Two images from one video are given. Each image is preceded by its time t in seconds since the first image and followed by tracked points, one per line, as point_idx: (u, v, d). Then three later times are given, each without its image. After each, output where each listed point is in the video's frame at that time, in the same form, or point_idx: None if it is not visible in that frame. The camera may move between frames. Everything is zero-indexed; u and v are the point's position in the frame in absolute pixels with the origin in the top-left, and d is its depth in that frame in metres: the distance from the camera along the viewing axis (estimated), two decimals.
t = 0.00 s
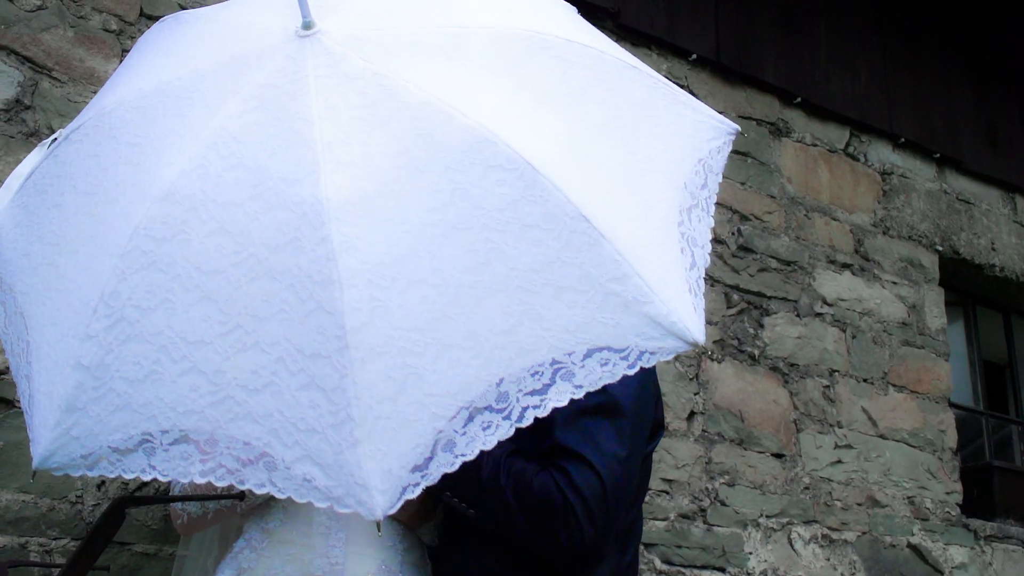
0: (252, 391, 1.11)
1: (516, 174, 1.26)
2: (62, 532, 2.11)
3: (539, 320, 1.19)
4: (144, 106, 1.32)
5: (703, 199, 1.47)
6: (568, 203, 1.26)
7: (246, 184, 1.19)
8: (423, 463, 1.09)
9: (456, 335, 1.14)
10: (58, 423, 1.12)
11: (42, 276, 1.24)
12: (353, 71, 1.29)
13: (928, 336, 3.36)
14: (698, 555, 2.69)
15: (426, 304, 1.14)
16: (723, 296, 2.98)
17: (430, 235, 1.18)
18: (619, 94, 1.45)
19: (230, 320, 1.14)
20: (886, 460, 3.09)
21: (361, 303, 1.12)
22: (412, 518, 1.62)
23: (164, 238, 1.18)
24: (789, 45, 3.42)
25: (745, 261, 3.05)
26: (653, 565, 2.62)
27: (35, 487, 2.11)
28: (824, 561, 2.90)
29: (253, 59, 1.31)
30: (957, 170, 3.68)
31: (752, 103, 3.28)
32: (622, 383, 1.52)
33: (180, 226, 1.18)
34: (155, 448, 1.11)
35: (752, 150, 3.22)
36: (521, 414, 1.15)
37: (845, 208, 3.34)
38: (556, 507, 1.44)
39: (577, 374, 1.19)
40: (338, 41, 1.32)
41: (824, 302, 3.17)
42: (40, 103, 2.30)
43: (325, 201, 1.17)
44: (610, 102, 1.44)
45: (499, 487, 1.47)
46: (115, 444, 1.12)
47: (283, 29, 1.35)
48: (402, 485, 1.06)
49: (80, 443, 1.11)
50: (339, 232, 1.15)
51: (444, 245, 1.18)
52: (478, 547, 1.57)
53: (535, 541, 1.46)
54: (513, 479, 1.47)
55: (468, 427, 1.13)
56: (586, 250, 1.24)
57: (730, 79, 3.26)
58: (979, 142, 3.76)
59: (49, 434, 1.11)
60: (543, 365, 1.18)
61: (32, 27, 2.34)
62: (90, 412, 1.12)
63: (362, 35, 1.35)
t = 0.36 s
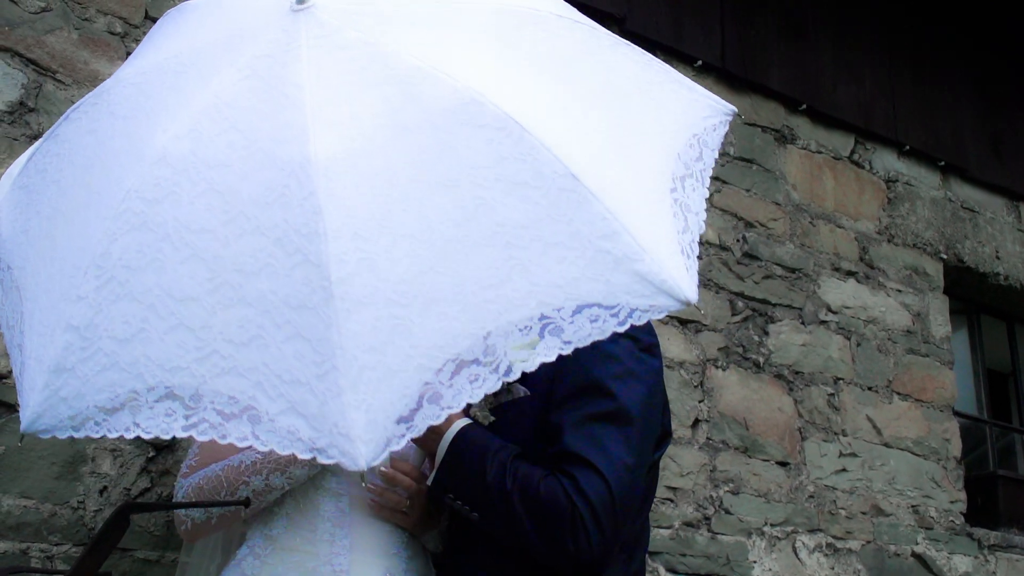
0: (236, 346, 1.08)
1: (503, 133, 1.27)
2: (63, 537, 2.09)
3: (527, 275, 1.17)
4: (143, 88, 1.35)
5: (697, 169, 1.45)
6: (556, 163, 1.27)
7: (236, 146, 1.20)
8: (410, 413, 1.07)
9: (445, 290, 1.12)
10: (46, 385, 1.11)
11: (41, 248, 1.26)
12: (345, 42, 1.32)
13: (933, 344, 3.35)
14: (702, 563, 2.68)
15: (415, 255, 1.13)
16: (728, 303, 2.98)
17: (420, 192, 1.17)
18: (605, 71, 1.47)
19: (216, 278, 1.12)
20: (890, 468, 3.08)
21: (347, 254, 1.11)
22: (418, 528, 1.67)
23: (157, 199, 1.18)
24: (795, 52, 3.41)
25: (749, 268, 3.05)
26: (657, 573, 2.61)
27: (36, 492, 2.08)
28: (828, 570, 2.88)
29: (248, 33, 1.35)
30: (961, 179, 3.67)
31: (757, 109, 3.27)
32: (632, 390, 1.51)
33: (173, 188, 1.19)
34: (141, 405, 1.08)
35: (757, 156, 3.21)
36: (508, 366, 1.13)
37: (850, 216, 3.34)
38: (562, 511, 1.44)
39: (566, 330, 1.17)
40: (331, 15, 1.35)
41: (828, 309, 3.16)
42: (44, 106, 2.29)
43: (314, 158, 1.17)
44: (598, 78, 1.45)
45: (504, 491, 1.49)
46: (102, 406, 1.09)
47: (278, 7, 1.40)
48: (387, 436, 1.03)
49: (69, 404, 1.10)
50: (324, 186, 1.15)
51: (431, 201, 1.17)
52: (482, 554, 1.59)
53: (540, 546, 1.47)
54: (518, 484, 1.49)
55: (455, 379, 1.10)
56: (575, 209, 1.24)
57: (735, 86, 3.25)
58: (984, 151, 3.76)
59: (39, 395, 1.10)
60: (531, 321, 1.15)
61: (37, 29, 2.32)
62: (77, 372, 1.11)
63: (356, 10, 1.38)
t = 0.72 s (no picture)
0: (223, 300, 1.10)
1: (493, 93, 1.30)
2: (66, 543, 2.08)
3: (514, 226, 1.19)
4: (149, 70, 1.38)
5: (694, 142, 1.48)
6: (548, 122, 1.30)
7: (230, 111, 1.25)
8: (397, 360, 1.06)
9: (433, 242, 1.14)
10: (40, 346, 1.13)
11: (42, 225, 1.30)
12: (339, 13, 1.36)
13: (938, 351, 3.34)
14: (708, 571, 2.66)
15: (402, 212, 1.15)
16: (732, 309, 2.97)
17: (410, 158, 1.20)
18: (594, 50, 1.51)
19: (208, 237, 1.15)
20: (895, 476, 3.07)
21: (336, 205, 1.13)
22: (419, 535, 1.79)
23: (151, 163, 1.23)
24: (800, 57, 3.41)
25: (754, 274, 3.04)
26: None
27: (39, 498, 2.07)
28: None
29: (244, 12, 1.40)
30: (965, 185, 3.66)
31: (762, 115, 3.26)
32: (641, 397, 1.57)
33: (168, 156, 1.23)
34: (131, 363, 1.10)
35: (762, 162, 3.20)
36: (498, 319, 1.13)
37: (855, 222, 3.33)
38: (568, 515, 1.49)
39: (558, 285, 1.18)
40: None
41: (833, 316, 3.15)
42: (48, 109, 2.28)
43: (305, 117, 1.20)
44: (587, 56, 1.49)
45: (511, 495, 1.54)
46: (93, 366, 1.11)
47: None
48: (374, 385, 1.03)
49: (61, 365, 1.12)
50: (314, 142, 1.18)
51: (421, 158, 1.20)
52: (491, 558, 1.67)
53: (545, 550, 1.51)
54: (525, 487, 1.54)
55: (443, 330, 1.10)
56: (566, 166, 1.27)
57: (740, 91, 3.24)
58: (988, 158, 3.75)
59: (32, 358, 1.12)
60: (521, 274, 1.16)
61: (40, 32, 2.31)
62: (69, 333, 1.14)
63: None
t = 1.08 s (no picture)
0: (217, 258, 1.19)
1: (487, 62, 1.42)
2: (69, 551, 2.06)
3: (503, 187, 1.28)
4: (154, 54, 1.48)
5: (689, 120, 1.58)
6: (540, 91, 1.41)
7: (229, 81, 1.34)
8: (386, 313, 1.14)
9: (426, 198, 1.23)
10: (36, 308, 1.21)
11: (42, 203, 1.38)
12: None
13: (942, 357, 3.33)
14: None
15: (394, 170, 1.25)
16: (737, 314, 2.97)
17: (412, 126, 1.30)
18: (578, 29, 1.61)
19: (203, 199, 1.24)
20: (900, 482, 3.06)
21: (329, 163, 1.23)
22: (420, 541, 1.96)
23: (150, 133, 1.32)
24: (804, 62, 3.40)
25: (758, 280, 3.04)
26: None
27: (41, 506, 2.06)
28: None
29: None
30: (969, 191, 3.66)
31: (766, 120, 3.26)
32: (647, 403, 1.60)
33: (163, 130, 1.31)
34: (125, 322, 1.18)
35: (766, 167, 3.19)
36: (489, 275, 1.21)
37: (859, 227, 3.32)
38: (575, 521, 1.52)
39: (549, 243, 1.26)
40: None
41: (838, 322, 3.15)
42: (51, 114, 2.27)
43: (300, 82, 1.31)
44: (572, 34, 1.59)
45: (517, 500, 1.57)
46: (86, 328, 1.19)
47: None
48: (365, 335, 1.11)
49: (55, 327, 1.20)
50: (312, 105, 1.28)
51: (417, 120, 1.30)
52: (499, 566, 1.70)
53: (551, 555, 1.54)
54: (531, 492, 1.57)
55: (435, 284, 1.17)
56: (560, 128, 1.38)
57: (744, 96, 3.23)
58: (993, 164, 3.74)
59: (27, 321, 1.20)
60: (513, 233, 1.25)
61: (43, 36, 2.29)
62: (66, 295, 1.22)
63: None
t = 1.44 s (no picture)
0: (216, 212, 1.20)
1: (485, 33, 1.43)
2: (71, 557, 2.05)
3: (499, 145, 1.29)
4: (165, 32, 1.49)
5: (688, 102, 1.58)
6: (539, 56, 1.42)
7: (234, 53, 1.35)
8: (379, 264, 1.16)
9: (421, 157, 1.24)
10: (36, 267, 1.23)
11: (46, 173, 1.39)
12: None
13: (946, 363, 3.33)
14: None
15: (390, 129, 1.25)
16: (741, 319, 2.96)
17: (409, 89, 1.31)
18: (579, 11, 1.62)
19: (203, 158, 1.25)
20: (904, 488, 3.05)
21: (327, 122, 1.24)
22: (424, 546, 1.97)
23: (155, 100, 1.33)
24: (808, 67, 3.39)
25: (763, 285, 3.03)
26: None
27: (44, 511, 2.04)
28: None
29: None
30: (973, 196, 3.66)
31: (770, 124, 3.25)
32: (655, 407, 1.59)
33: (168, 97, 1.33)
34: (122, 277, 1.20)
35: (770, 172, 3.19)
36: (483, 230, 1.22)
37: (863, 233, 3.32)
38: (580, 524, 1.50)
39: (544, 202, 1.27)
40: None
41: (842, 327, 3.14)
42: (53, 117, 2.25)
43: (301, 49, 1.32)
44: (571, 12, 1.61)
45: (522, 502, 1.56)
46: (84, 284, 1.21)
47: None
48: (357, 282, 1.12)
49: (53, 285, 1.21)
50: (312, 68, 1.30)
51: (415, 84, 1.31)
52: (507, 569, 1.70)
53: (555, 558, 1.52)
54: (536, 495, 1.55)
55: (428, 236, 1.20)
56: (556, 94, 1.38)
57: (748, 100, 3.22)
58: (996, 170, 3.74)
59: (27, 280, 1.22)
60: (508, 190, 1.26)
61: (46, 39, 2.27)
62: (65, 255, 1.23)
63: None
